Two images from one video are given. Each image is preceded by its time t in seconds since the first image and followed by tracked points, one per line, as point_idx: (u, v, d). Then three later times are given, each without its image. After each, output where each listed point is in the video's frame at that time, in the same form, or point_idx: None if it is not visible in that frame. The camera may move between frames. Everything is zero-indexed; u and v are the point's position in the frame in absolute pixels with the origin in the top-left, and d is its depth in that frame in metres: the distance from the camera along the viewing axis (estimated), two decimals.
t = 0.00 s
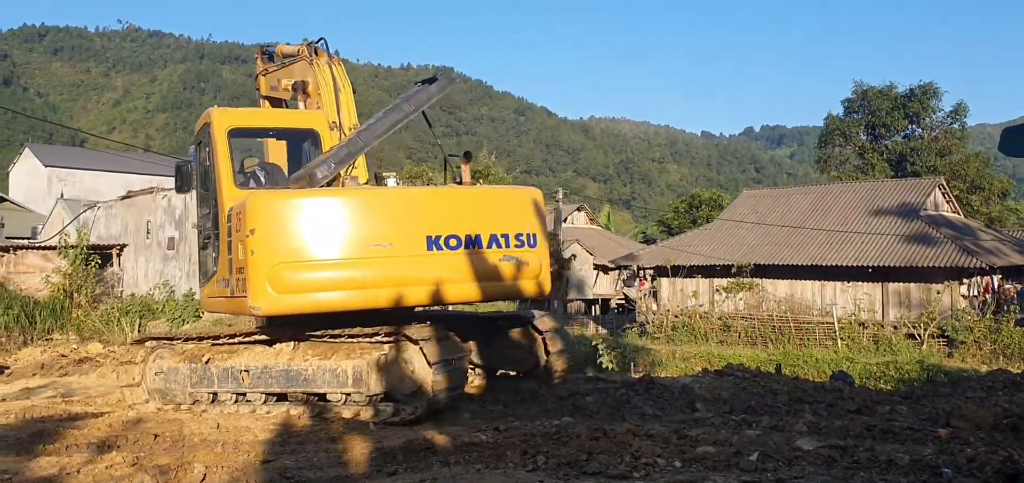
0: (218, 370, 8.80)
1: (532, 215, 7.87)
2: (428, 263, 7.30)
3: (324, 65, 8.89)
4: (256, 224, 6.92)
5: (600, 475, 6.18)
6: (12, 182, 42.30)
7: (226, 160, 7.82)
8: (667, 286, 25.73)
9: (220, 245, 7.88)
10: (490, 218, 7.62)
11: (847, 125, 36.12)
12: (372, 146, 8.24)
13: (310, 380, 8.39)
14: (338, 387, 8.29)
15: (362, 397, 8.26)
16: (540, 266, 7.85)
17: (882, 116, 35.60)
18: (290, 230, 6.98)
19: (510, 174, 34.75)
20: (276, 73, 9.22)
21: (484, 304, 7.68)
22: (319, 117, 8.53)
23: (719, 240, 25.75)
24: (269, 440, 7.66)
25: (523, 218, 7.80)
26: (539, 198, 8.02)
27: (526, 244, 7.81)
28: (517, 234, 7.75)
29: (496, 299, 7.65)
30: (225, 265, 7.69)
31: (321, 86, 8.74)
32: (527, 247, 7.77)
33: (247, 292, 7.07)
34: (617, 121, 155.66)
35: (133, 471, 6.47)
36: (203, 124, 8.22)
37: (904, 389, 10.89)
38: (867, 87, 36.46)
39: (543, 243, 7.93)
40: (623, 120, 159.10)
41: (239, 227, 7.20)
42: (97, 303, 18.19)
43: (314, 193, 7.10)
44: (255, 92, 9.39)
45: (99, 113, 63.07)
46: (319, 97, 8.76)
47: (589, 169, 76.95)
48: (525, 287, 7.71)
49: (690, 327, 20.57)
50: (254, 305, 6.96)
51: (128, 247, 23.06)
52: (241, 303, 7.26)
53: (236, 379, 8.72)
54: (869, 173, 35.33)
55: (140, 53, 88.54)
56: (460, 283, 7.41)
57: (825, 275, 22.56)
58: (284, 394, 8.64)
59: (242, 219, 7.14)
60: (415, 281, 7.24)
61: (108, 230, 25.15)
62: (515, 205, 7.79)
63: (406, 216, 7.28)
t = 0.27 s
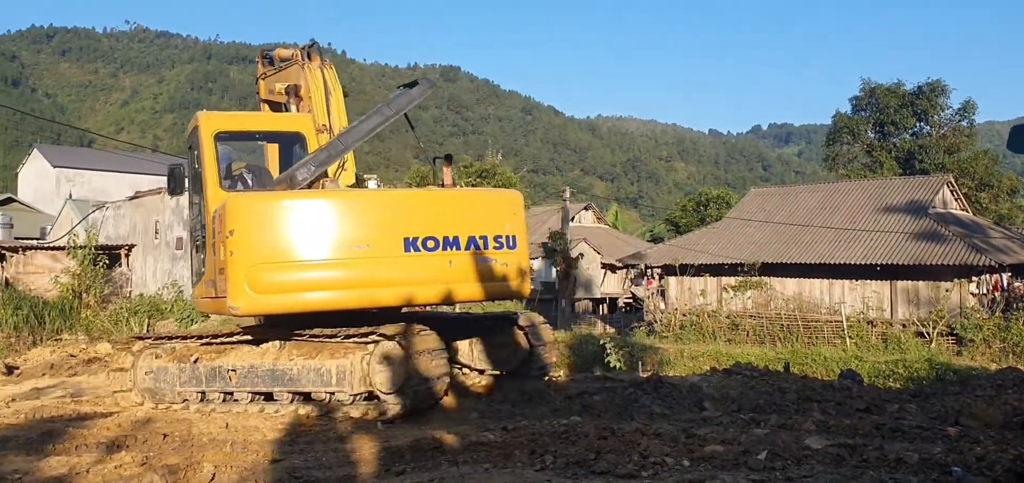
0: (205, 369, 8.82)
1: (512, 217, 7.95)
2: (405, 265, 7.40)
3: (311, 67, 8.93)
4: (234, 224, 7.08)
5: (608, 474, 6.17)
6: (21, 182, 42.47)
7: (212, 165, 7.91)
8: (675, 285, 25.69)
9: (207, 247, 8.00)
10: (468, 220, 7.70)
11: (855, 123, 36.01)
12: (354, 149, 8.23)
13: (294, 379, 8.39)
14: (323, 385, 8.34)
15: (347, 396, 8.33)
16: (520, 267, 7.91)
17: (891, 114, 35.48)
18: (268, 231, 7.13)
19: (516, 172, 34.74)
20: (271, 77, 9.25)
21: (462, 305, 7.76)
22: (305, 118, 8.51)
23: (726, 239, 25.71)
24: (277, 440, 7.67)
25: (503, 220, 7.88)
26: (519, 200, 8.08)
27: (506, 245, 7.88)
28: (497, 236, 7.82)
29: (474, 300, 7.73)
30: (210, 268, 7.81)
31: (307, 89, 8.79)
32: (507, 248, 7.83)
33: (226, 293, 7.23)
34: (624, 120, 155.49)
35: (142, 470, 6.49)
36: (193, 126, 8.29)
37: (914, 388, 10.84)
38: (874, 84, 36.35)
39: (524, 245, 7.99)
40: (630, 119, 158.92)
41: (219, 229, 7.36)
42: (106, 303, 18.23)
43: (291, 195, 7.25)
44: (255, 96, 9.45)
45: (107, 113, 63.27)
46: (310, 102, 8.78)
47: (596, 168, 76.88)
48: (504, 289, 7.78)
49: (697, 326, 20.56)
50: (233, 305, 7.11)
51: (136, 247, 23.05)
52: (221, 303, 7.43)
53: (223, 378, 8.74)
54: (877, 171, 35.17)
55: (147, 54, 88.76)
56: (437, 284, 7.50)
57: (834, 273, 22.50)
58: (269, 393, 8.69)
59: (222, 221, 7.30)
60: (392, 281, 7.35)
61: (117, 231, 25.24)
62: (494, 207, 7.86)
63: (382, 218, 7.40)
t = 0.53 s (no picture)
0: (197, 370, 9.00)
1: (492, 218, 8.02)
2: (383, 266, 7.50)
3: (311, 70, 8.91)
4: (212, 228, 7.23)
5: (616, 473, 6.17)
6: (29, 184, 42.63)
7: (202, 169, 8.06)
8: (682, 283, 25.63)
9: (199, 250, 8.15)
10: (447, 221, 7.79)
11: (862, 120, 35.92)
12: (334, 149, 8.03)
13: (280, 380, 8.61)
14: (309, 386, 8.55)
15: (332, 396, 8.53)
16: (501, 266, 8.01)
17: (898, 111, 35.38)
18: (245, 235, 7.27)
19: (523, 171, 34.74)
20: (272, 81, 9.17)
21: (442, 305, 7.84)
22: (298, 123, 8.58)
23: (733, 237, 25.68)
24: (284, 440, 7.70)
25: (482, 220, 7.97)
26: (500, 200, 8.16)
27: (487, 245, 7.98)
28: (477, 235, 7.91)
29: (454, 301, 7.81)
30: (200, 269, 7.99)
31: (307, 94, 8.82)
32: (486, 248, 7.93)
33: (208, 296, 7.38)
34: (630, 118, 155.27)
35: (151, 471, 6.51)
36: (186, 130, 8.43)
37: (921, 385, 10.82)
38: (882, 81, 36.24)
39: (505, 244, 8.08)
40: (637, 117, 158.73)
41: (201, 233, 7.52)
42: (114, 304, 18.28)
43: (269, 198, 7.37)
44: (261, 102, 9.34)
45: (115, 114, 63.46)
46: (308, 107, 8.81)
47: (603, 166, 76.80)
48: (484, 288, 7.87)
49: (705, 324, 20.61)
50: (214, 307, 7.26)
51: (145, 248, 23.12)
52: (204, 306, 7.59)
53: (214, 378, 8.93)
54: (885, 169, 34.97)
55: (155, 55, 88.97)
56: (415, 284, 7.59)
57: (841, 271, 22.45)
58: (257, 393, 8.88)
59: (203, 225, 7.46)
60: (371, 282, 7.44)
61: (125, 232, 25.33)
62: (473, 207, 7.94)
63: (360, 220, 7.49)
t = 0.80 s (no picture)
0: (192, 372, 9.06)
1: (475, 221, 7.88)
2: (357, 270, 7.44)
3: (316, 73, 8.88)
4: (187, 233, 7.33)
5: (620, 474, 6.17)
6: (34, 187, 42.73)
7: (193, 174, 8.18)
8: (686, 284, 25.62)
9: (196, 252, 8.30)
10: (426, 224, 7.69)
11: (866, 120, 35.86)
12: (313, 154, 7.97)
13: (269, 382, 8.70)
14: (295, 390, 8.64)
15: (316, 400, 8.63)
16: (483, 271, 7.85)
17: (903, 111, 35.31)
18: (220, 239, 7.34)
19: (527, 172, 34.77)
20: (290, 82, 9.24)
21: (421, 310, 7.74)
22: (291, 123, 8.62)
23: (737, 237, 25.68)
24: (289, 442, 7.71)
25: (463, 223, 7.83)
26: (484, 203, 8.01)
27: (468, 248, 7.85)
28: (457, 239, 7.78)
29: (431, 305, 7.69)
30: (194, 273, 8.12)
31: (311, 98, 8.82)
32: (467, 251, 7.79)
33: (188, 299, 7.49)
34: (634, 119, 155.27)
35: (156, 473, 6.53)
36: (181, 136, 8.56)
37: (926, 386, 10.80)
38: (886, 81, 36.18)
39: (488, 248, 7.94)
40: (640, 117, 158.66)
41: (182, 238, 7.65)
42: (120, 306, 18.32)
43: (243, 204, 7.41)
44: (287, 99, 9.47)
45: (119, 117, 63.62)
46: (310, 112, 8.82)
47: (607, 167, 76.80)
48: (463, 292, 7.73)
49: (710, 325, 20.63)
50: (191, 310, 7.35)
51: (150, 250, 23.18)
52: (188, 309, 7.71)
53: (208, 380, 9.01)
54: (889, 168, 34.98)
55: (158, 58, 89.08)
56: (390, 289, 7.50)
57: (845, 271, 22.43)
58: (247, 396, 8.96)
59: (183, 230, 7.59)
60: (344, 287, 7.40)
61: (130, 234, 25.40)
62: (454, 210, 7.81)
63: (334, 224, 7.46)
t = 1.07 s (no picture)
0: (185, 373, 9.05)
1: (451, 222, 7.80)
2: (327, 274, 7.44)
3: (316, 76, 9.05)
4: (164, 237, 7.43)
5: (624, 474, 6.17)
6: (38, 189, 42.80)
7: (179, 178, 8.27)
8: (690, 284, 25.61)
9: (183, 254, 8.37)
10: (399, 227, 7.64)
11: (870, 119, 35.82)
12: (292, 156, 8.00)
13: (256, 383, 8.72)
14: (281, 391, 8.66)
15: (301, 401, 8.66)
16: (458, 274, 7.78)
17: (906, 110, 35.26)
18: (195, 244, 7.41)
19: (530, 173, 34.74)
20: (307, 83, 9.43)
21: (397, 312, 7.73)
22: (280, 130, 8.78)
23: (741, 237, 25.66)
24: (292, 442, 7.72)
25: (438, 226, 7.76)
26: (462, 204, 7.92)
27: (443, 251, 7.77)
28: (431, 242, 7.72)
29: (406, 308, 7.67)
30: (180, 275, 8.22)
31: (310, 101, 9.05)
32: (442, 254, 7.72)
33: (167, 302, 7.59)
34: (637, 119, 155.19)
35: (160, 474, 6.53)
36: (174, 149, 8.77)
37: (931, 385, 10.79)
38: (890, 81, 36.09)
39: (465, 250, 7.84)
40: (643, 117, 158.51)
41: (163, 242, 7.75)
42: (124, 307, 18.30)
43: (217, 207, 7.46)
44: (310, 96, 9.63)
45: (123, 118, 63.70)
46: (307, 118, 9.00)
47: (610, 167, 76.77)
48: (436, 296, 7.67)
49: (713, 325, 20.61)
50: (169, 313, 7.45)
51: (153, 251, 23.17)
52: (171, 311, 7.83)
53: (200, 381, 8.99)
54: (893, 167, 34.97)
55: (162, 60, 89.15)
56: (363, 292, 7.50)
57: (849, 270, 22.41)
58: (235, 396, 8.97)
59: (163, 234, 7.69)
60: (314, 290, 7.41)
61: (133, 236, 25.40)
62: (428, 211, 7.75)
63: (306, 227, 7.46)
